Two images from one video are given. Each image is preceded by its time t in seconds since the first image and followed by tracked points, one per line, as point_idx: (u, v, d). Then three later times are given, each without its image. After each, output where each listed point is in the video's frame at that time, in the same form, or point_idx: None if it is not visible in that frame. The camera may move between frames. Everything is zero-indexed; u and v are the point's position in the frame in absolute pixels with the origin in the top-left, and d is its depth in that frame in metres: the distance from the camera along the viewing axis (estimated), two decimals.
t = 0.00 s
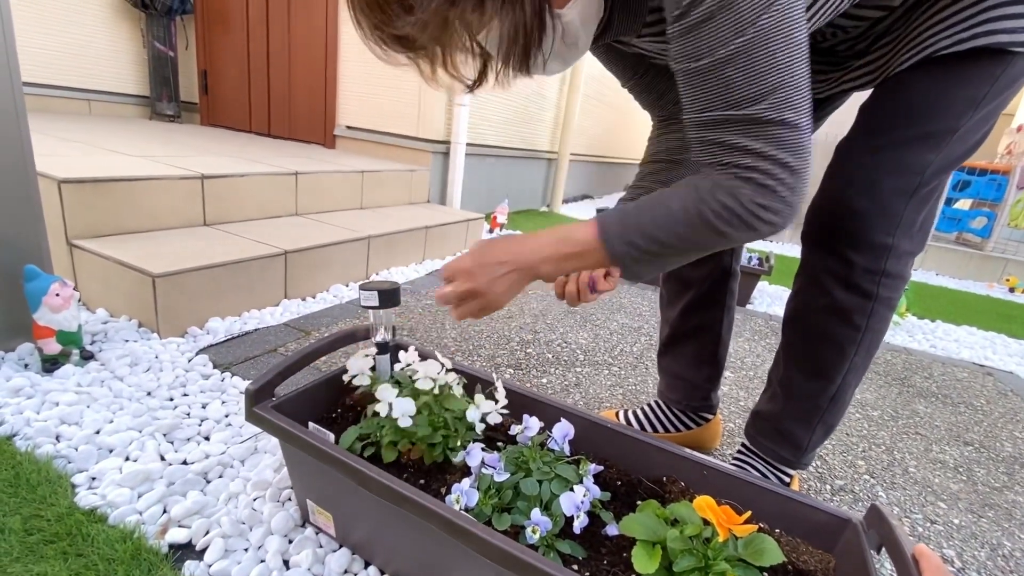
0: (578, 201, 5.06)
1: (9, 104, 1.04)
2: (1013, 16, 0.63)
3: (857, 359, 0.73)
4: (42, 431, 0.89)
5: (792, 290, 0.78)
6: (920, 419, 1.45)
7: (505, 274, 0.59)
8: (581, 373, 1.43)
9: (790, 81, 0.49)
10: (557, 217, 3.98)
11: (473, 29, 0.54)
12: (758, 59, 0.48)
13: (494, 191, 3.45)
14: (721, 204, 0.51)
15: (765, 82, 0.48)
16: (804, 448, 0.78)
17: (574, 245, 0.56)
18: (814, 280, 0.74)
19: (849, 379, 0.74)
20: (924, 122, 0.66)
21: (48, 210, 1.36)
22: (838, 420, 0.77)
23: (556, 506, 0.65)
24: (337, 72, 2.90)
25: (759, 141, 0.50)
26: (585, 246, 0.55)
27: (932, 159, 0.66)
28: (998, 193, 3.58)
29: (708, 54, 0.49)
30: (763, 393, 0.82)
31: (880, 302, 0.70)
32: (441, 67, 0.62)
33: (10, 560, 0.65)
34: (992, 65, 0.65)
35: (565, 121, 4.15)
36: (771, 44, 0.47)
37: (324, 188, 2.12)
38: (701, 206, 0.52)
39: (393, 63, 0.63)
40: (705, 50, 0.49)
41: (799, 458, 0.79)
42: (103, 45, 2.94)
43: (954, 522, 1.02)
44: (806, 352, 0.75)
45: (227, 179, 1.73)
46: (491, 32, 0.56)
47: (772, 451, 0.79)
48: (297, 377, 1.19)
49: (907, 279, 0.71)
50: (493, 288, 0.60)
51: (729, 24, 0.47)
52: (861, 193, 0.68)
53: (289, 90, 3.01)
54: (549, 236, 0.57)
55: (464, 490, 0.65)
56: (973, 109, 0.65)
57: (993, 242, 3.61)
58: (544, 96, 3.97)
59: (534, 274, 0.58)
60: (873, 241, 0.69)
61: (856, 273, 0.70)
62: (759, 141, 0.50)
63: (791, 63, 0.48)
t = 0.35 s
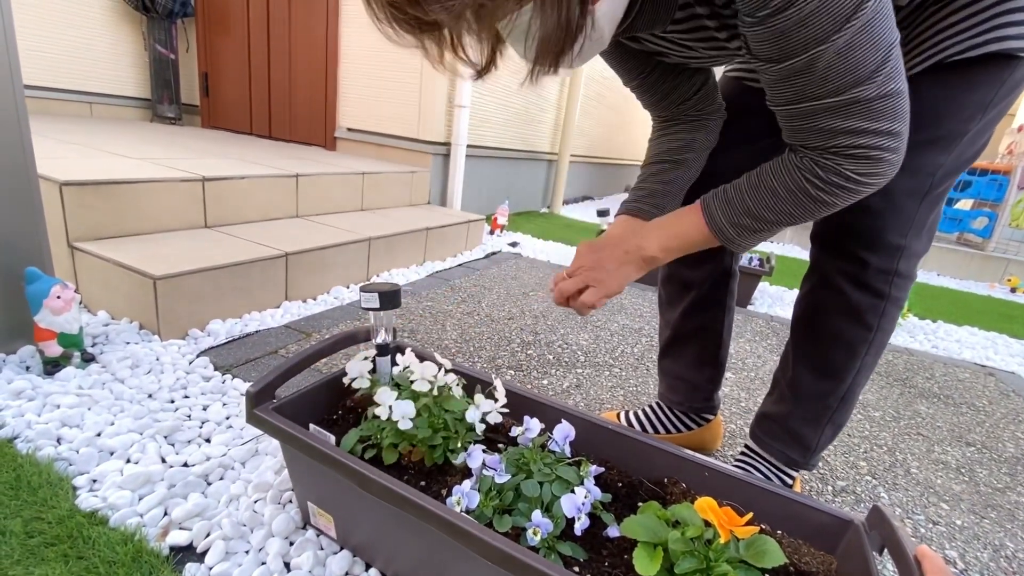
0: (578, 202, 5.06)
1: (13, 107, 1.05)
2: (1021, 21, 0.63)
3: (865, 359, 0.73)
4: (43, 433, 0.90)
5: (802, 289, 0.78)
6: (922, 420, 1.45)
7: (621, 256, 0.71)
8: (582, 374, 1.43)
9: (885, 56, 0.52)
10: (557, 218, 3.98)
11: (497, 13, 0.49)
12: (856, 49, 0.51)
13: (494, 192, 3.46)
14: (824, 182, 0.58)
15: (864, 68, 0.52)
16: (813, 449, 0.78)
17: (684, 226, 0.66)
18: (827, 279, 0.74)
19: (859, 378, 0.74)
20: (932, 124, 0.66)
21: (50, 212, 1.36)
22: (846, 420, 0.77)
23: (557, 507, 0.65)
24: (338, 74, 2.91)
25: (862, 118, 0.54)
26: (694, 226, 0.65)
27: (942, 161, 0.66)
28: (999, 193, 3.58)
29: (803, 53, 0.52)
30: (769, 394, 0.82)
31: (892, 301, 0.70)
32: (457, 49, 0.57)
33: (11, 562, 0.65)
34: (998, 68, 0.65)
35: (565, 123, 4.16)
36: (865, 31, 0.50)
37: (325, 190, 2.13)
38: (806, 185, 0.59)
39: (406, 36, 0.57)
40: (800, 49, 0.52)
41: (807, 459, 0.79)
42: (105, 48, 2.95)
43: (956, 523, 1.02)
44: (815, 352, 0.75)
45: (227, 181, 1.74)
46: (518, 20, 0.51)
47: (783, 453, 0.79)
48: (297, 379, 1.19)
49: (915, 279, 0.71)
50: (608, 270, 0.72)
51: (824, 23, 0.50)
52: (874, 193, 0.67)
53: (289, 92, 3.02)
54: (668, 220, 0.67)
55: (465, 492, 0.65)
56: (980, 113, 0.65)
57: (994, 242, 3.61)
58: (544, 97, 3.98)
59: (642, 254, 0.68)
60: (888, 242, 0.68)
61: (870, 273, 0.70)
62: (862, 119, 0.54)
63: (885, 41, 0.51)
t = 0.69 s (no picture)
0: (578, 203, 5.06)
1: (13, 110, 1.05)
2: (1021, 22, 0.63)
3: (864, 359, 0.73)
4: (44, 435, 0.90)
5: (799, 290, 0.78)
6: (922, 420, 1.45)
7: (525, 306, 0.64)
8: (582, 375, 1.43)
9: (815, 96, 0.54)
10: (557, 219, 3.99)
11: None
12: (797, 73, 0.53)
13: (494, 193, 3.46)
14: (726, 215, 0.58)
15: (793, 97, 0.54)
16: (812, 449, 0.78)
17: (597, 276, 0.61)
18: (824, 280, 0.74)
19: (857, 379, 0.74)
20: (931, 124, 0.66)
21: (50, 215, 1.36)
22: (844, 421, 0.77)
23: (556, 508, 0.65)
24: (338, 75, 2.91)
25: (774, 150, 0.55)
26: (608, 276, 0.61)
27: (941, 161, 0.66)
28: (1000, 192, 3.59)
29: (756, 57, 0.53)
30: (768, 395, 0.82)
31: (890, 301, 0.70)
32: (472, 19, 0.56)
33: (13, 564, 0.65)
34: (998, 68, 0.65)
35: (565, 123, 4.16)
36: (810, 60, 0.52)
37: (326, 191, 2.13)
38: (710, 216, 0.58)
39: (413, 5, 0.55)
40: (755, 53, 0.53)
41: (806, 460, 0.78)
42: (106, 51, 2.97)
43: (957, 523, 1.02)
44: (814, 352, 0.75)
45: (228, 183, 1.74)
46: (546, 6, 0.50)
47: (780, 454, 0.79)
48: (297, 381, 1.20)
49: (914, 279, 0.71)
50: (512, 323, 0.65)
51: (781, 34, 0.51)
52: (873, 192, 0.68)
53: (289, 94, 3.02)
54: (574, 270, 0.62)
55: (465, 492, 0.65)
56: (979, 113, 0.65)
57: (995, 242, 3.61)
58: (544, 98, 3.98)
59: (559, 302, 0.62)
60: (885, 242, 0.68)
61: (868, 273, 0.70)
62: (772, 151, 0.55)
63: (818, 81, 0.54)
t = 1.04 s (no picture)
0: (578, 203, 5.07)
1: (14, 112, 1.05)
2: (1018, 21, 0.63)
3: (865, 357, 0.73)
4: (47, 437, 0.90)
5: (799, 289, 0.78)
6: (923, 419, 1.45)
7: (493, 321, 0.63)
8: (583, 375, 1.43)
9: (788, 119, 0.59)
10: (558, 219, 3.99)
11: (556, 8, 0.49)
12: (777, 95, 0.57)
13: (494, 193, 3.46)
14: (691, 223, 0.61)
15: (767, 117, 0.58)
16: (813, 448, 0.78)
17: (568, 283, 0.63)
18: (825, 279, 0.74)
19: (857, 377, 0.74)
20: (930, 122, 0.66)
21: (52, 217, 1.37)
22: (845, 420, 0.77)
23: (557, 507, 0.65)
24: (338, 76, 2.91)
25: (742, 164, 0.59)
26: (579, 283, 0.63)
27: (940, 159, 0.66)
28: (1000, 191, 3.59)
29: (745, 74, 0.56)
30: (769, 394, 0.82)
31: (889, 300, 0.71)
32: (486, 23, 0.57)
33: (16, 565, 0.65)
34: (996, 68, 0.65)
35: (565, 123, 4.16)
36: (789, 84, 0.57)
37: (326, 192, 2.14)
38: (677, 223, 0.61)
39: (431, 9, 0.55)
40: (745, 70, 0.56)
41: (807, 458, 0.79)
42: (107, 53, 2.97)
43: (958, 521, 1.02)
44: (813, 351, 0.75)
45: (229, 184, 1.74)
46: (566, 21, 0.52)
47: (780, 453, 0.79)
48: (299, 381, 1.20)
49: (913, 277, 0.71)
50: (489, 339, 0.65)
51: (771, 56, 0.55)
52: (871, 191, 0.68)
53: (290, 95, 3.02)
54: (548, 279, 0.63)
55: (466, 492, 0.65)
56: (977, 112, 0.66)
57: (995, 241, 3.61)
58: (544, 98, 3.98)
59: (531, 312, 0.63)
60: (884, 241, 0.69)
61: (868, 272, 0.70)
62: (740, 165, 0.59)
63: (792, 105, 0.59)
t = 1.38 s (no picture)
0: (579, 202, 5.06)
1: (16, 113, 1.06)
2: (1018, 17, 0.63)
3: (867, 354, 0.73)
4: (50, 436, 0.90)
5: (801, 287, 0.78)
6: (925, 417, 1.44)
7: (499, 329, 0.64)
8: (584, 374, 1.43)
9: (791, 129, 0.59)
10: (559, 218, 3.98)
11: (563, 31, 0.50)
12: (781, 106, 0.57)
13: (495, 193, 3.46)
14: (691, 231, 0.61)
15: (770, 128, 0.58)
16: (814, 447, 0.78)
17: (569, 289, 0.63)
18: (827, 277, 0.74)
19: (859, 375, 0.74)
20: (930, 120, 0.66)
21: (54, 217, 1.37)
22: (847, 417, 0.77)
23: (560, 506, 0.65)
24: (338, 76, 2.91)
25: (746, 174, 0.59)
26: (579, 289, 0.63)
27: (940, 156, 0.66)
28: (1002, 189, 3.58)
29: (749, 84, 0.56)
30: (771, 392, 0.82)
31: (892, 297, 0.70)
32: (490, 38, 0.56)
33: (19, 565, 0.65)
34: (997, 64, 0.65)
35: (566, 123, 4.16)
36: (793, 94, 0.57)
37: (327, 192, 2.14)
38: (677, 231, 0.61)
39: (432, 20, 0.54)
40: (750, 82, 0.56)
41: (810, 457, 0.78)
42: (108, 53, 2.97)
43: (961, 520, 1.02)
44: (815, 349, 0.75)
45: (230, 184, 1.74)
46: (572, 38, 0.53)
47: (782, 451, 0.79)
48: (301, 381, 1.20)
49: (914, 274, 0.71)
50: (496, 346, 0.66)
51: (776, 67, 0.55)
52: (872, 188, 0.68)
53: (291, 95, 3.02)
54: (549, 287, 0.63)
55: (469, 491, 0.65)
56: (977, 109, 0.65)
57: (998, 239, 3.60)
58: (545, 98, 3.98)
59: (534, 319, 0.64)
60: (886, 239, 0.68)
61: (871, 269, 0.70)
62: (743, 175, 0.59)
63: (795, 116, 0.58)
